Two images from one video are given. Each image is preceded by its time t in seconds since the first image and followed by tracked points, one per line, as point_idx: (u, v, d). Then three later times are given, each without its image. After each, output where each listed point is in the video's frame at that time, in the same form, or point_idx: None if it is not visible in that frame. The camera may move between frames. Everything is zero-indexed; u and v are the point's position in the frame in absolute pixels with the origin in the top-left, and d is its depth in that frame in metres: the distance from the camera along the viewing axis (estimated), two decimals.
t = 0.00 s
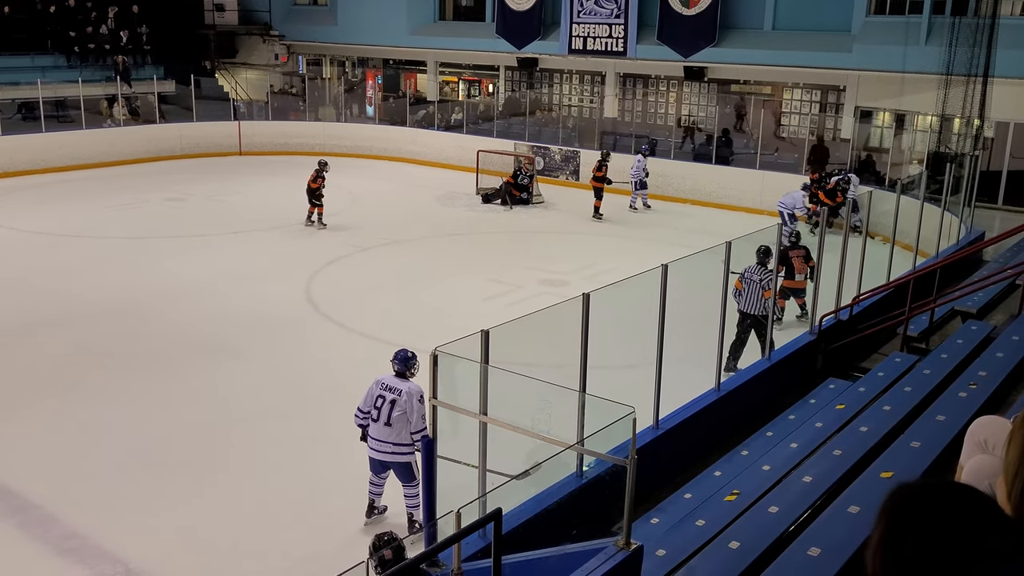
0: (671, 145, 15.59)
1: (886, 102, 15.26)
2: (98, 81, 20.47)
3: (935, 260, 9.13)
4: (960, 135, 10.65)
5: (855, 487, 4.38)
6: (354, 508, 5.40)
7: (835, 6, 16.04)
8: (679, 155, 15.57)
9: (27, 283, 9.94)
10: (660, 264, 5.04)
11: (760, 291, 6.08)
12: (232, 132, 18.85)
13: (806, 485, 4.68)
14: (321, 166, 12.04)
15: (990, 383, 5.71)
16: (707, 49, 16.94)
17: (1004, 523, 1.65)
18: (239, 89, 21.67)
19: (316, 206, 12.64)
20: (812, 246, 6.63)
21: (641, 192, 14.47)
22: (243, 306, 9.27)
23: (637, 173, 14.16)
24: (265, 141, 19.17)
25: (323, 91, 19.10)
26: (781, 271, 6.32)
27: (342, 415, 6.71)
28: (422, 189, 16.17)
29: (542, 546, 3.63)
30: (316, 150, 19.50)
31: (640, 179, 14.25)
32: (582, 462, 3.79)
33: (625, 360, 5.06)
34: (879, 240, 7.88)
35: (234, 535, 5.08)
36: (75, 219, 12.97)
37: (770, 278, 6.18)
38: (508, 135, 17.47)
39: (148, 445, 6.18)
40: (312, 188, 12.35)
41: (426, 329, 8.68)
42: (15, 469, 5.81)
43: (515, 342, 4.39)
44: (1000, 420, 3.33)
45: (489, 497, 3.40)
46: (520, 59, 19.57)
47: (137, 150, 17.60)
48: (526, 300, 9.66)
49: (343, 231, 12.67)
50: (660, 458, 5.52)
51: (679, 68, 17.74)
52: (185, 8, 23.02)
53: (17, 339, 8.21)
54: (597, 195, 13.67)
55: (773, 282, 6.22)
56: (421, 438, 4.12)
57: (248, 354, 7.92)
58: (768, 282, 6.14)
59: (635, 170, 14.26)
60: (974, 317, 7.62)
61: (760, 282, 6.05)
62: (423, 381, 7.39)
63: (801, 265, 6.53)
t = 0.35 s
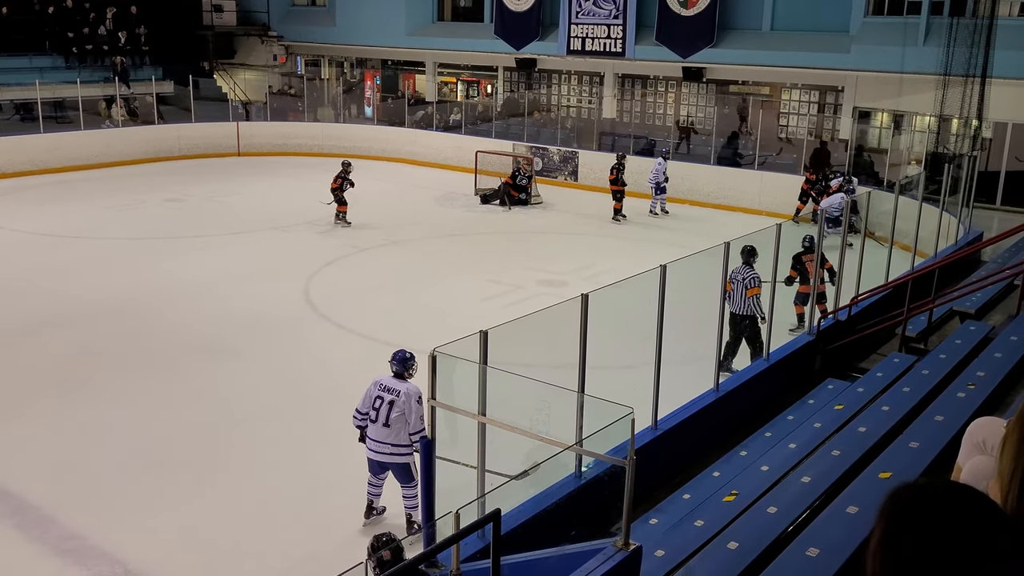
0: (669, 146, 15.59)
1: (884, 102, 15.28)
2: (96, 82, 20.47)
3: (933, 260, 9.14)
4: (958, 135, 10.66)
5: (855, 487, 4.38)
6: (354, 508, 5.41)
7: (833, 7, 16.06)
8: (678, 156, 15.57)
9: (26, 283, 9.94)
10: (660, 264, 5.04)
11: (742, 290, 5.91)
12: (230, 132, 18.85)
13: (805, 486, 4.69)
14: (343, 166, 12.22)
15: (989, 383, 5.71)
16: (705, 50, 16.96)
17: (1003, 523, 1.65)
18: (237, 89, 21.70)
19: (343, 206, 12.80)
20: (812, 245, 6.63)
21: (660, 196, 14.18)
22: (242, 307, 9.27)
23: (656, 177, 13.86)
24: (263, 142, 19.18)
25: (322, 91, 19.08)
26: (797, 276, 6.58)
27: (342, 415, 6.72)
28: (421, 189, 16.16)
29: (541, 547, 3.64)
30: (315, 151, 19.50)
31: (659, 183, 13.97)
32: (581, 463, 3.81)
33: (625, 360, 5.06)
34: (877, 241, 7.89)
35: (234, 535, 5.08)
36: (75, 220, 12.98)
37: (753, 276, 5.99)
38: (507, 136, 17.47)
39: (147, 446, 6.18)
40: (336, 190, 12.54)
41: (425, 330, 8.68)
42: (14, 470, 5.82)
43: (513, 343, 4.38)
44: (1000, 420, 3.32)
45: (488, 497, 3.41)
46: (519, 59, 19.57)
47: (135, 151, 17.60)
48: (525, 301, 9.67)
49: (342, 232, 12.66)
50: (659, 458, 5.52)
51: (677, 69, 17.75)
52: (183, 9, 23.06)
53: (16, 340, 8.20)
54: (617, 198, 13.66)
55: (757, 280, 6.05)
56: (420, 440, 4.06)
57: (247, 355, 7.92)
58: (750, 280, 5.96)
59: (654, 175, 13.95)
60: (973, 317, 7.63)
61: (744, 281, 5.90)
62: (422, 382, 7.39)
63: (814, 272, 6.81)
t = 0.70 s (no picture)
0: (668, 144, 15.58)
1: (882, 101, 15.28)
2: (94, 81, 20.46)
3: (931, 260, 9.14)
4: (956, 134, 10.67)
5: (853, 486, 4.39)
6: (353, 507, 5.41)
7: (831, 7, 16.06)
8: (676, 156, 15.57)
9: (24, 283, 9.93)
10: (658, 263, 5.02)
11: (741, 296, 5.92)
12: (228, 132, 18.83)
13: (803, 484, 4.69)
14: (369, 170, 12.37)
15: (987, 382, 5.72)
16: (703, 49, 16.97)
17: (999, 522, 1.66)
18: (235, 88, 21.69)
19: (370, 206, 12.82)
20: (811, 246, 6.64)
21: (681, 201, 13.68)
22: (240, 307, 9.27)
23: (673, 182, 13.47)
24: (261, 141, 19.16)
25: (320, 91, 19.08)
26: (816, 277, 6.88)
27: (340, 415, 6.72)
28: (420, 189, 16.16)
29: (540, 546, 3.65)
30: (313, 151, 19.49)
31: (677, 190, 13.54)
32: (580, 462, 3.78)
33: (623, 359, 5.07)
34: (876, 242, 7.89)
35: (233, 534, 5.08)
36: (73, 219, 12.97)
37: (752, 281, 5.99)
38: (505, 135, 17.46)
39: (146, 446, 6.18)
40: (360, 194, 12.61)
41: (424, 329, 8.68)
42: (13, 470, 5.81)
43: (511, 344, 4.38)
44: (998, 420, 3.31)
45: (487, 497, 3.43)
46: (517, 59, 19.55)
47: (134, 151, 17.58)
48: (524, 300, 9.66)
49: (340, 232, 12.66)
50: (658, 457, 5.52)
51: (675, 68, 17.74)
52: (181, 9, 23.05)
53: (14, 339, 8.20)
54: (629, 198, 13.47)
55: (756, 285, 6.04)
56: (419, 439, 4.03)
57: (246, 355, 7.91)
58: (749, 286, 5.96)
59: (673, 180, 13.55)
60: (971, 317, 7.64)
61: (742, 287, 5.90)
62: (420, 382, 7.39)
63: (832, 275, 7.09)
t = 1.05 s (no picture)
0: (667, 142, 15.58)
1: (882, 98, 15.30)
2: (93, 79, 20.46)
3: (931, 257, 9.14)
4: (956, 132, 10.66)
5: (852, 483, 4.39)
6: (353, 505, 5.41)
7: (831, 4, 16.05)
8: (676, 152, 15.58)
9: (23, 281, 9.93)
10: (659, 260, 5.03)
11: (742, 297, 5.92)
12: (228, 129, 18.83)
13: (803, 481, 4.69)
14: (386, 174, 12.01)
15: (987, 379, 5.72)
16: (703, 46, 16.97)
17: (1002, 524, 1.66)
18: (235, 86, 21.70)
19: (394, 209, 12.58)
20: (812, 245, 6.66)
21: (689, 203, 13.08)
22: (240, 304, 9.26)
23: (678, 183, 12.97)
24: (261, 139, 19.15)
25: (319, 88, 19.05)
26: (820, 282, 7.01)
27: (340, 413, 6.72)
28: (419, 186, 16.15)
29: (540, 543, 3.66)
30: (313, 148, 19.48)
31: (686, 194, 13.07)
32: (580, 459, 3.84)
33: (624, 356, 5.08)
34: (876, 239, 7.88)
35: (232, 532, 5.08)
36: (72, 217, 12.97)
37: (753, 284, 6.00)
38: (505, 132, 17.45)
39: (145, 443, 6.18)
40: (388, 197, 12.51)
41: (424, 326, 8.68)
42: (12, 468, 5.81)
43: (511, 342, 4.39)
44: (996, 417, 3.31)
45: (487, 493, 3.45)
46: (517, 56, 19.54)
47: (133, 148, 17.58)
48: (524, 298, 9.66)
49: (339, 229, 12.65)
50: (657, 454, 5.52)
51: (675, 65, 17.74)
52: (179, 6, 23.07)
53: (13, 337, 8.20)
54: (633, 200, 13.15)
55: (758, 287, 6.06)
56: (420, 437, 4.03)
57: (245, 352, 7.91)
58: (750, 288, 5.96)
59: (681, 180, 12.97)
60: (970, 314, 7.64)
61: (743, 289, 5.90)
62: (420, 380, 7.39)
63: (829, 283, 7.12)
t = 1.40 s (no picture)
0: (671, 140, 15.51)
1: (888, 96, 15.26)
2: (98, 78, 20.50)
3: (936, 256, 9.11)
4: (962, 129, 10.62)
5: (857, 482, 4.38)
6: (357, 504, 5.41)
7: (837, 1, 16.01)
8: (681, 150, 15.52)
9: (29, 280, 9.95)
10: (663, 259, 5.02)
11: (744, 302, 5.90)
12: (233, 129, 18.84)
13: (808, 480, 4.69)
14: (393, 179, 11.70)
15: (993, 378, 5.70)
16: (708, 44, 16.89)
17: (1012, 521, 1.65)
18: (240, 85, 21.72)
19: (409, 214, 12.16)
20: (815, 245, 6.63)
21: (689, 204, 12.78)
22: (245, 303, 9.27)
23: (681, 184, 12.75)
24: (266, 138, 19.17)
25: (324, 87, 19.02)
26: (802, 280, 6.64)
27: (344, 411, 6.72)
28: (424, 185, 16.15)
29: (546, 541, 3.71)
30: (318, 147, 19.49)
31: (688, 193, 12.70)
32: (585, 458, 3.80)
33: (630, 355, 5.07)
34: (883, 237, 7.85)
35: (237, 531, 5.09)
36: (78, 216, 12.99)
37: (755, 288, 5.98)
38: (510, 131, 17.43)
39: (150, 442, 6.19)
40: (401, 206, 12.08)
41: (428, 325, 8.68)
42: (18, 466, 5.82)
43: (518, 341, 4.37)
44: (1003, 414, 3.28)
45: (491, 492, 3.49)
46: (521, 54, 19.53)
47: (138, 148, 17.61)
48: (528, 296, 9.65)
49: (344, 228, 12.66)
50: (662, 452, 5.52)
51: (679, 63, 17.72)
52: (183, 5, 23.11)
53: (19, 336, 8.22)
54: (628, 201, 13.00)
55: (760, 290, 6.04)
56: (425, 435, 4.11)
57: (251, 351, 7.92)
58: (751, 292, 5.95)
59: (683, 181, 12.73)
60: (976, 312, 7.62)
61: (745, 293, 5.89)
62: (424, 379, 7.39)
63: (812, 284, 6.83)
